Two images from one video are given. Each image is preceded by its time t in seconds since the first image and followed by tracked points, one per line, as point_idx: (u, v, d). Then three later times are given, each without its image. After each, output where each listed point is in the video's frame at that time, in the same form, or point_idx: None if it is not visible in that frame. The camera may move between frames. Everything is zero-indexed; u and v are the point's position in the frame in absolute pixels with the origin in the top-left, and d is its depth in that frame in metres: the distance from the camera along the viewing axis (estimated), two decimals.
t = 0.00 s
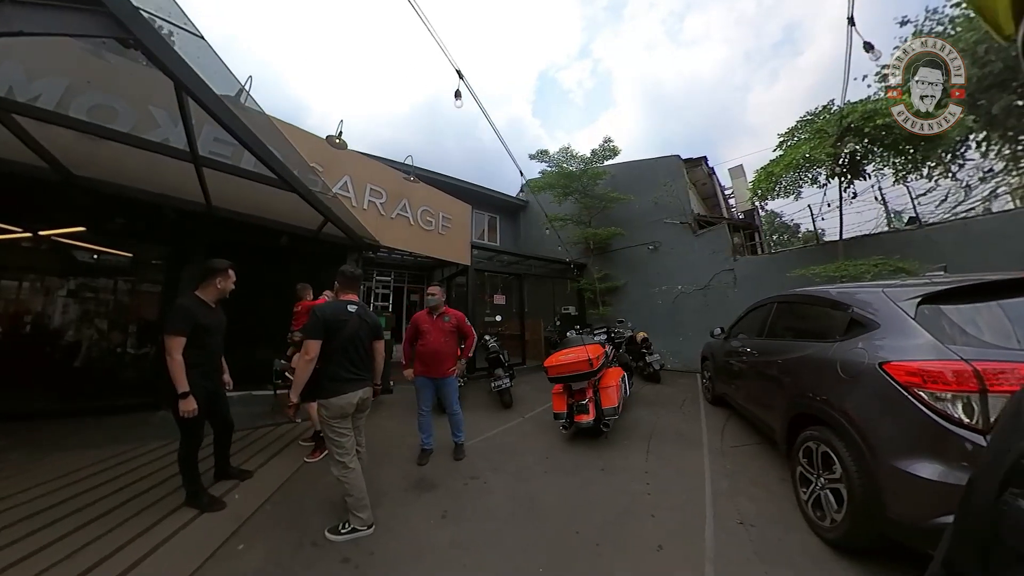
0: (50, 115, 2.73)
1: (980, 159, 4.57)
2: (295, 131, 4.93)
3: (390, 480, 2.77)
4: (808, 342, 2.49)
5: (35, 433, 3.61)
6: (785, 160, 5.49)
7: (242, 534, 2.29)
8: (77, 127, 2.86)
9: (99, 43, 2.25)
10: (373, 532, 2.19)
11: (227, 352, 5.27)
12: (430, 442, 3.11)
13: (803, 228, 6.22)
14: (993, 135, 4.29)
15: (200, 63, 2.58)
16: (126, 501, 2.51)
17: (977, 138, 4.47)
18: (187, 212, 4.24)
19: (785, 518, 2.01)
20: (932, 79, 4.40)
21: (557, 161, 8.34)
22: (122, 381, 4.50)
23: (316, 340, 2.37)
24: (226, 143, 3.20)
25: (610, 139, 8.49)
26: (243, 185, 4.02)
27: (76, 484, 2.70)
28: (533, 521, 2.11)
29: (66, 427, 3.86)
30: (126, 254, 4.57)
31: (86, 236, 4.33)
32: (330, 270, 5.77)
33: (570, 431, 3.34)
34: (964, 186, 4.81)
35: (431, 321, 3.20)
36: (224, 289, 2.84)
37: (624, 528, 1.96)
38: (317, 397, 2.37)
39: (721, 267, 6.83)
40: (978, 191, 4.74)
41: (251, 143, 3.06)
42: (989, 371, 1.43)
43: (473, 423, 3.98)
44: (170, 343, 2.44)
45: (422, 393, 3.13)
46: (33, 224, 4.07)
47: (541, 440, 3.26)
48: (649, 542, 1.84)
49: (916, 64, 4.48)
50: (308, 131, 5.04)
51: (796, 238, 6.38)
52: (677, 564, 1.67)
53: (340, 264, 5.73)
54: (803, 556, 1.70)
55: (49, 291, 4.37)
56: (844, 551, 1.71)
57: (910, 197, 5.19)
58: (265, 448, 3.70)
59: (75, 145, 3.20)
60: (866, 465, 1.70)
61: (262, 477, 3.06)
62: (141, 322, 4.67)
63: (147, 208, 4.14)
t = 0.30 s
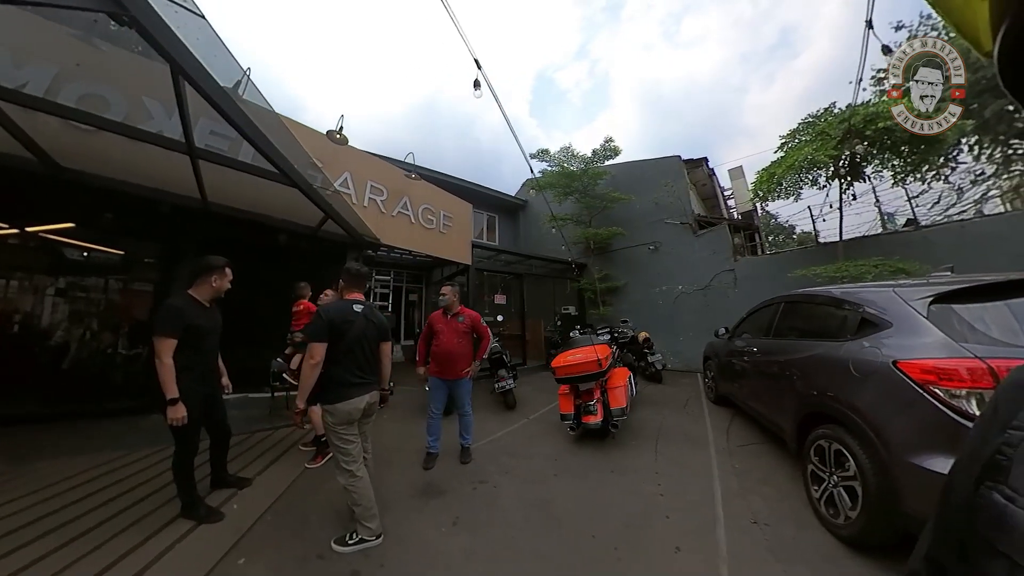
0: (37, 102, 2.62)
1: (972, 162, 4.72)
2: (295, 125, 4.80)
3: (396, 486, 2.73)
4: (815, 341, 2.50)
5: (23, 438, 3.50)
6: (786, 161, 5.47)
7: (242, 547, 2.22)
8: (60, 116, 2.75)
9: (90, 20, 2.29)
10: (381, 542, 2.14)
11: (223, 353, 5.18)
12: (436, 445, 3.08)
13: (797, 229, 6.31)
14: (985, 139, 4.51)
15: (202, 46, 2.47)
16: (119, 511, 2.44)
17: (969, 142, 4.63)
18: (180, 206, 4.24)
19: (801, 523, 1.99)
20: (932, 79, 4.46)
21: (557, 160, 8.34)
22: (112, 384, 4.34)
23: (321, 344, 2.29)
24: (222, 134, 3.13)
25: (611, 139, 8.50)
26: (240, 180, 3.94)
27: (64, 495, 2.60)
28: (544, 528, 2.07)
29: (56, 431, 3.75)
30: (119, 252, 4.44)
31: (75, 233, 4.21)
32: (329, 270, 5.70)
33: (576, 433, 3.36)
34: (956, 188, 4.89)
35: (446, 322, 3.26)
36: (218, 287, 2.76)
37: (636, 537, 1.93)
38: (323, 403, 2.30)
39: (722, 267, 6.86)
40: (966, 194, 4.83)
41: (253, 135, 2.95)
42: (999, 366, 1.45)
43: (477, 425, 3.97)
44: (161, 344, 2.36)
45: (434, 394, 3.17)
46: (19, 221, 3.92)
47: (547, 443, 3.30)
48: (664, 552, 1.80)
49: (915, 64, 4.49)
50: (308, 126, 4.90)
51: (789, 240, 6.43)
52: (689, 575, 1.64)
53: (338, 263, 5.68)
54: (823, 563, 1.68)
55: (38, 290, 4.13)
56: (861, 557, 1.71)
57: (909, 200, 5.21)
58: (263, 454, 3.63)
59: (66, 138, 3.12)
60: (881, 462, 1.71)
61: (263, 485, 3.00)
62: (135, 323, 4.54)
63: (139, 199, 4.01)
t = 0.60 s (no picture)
0: (23, 87, 2.48)
1: (961, 166, 4.80)
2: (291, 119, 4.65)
3: (396, 489, 2.68)
4: (815, 339, 2.51)
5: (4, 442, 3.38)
6: (785, 162, 5.50)
7: (236, 559, 2.16)
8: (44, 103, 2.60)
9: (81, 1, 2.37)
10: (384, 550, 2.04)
11: (216, 355, 5.08)
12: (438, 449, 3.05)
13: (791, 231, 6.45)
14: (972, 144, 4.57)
15: (200, 32, 2.41)
16: (107, 521, 2.36)
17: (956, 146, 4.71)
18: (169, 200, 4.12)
19: (810, 527, 1.97)
20: (932, 79, 4.52)
21: (556, 159, 8.36)
22: (96, 387, 4.19)
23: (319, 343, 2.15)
24: (215, 128, 3.12)
25: (609, 139, 8.54)
26: (236, 173, 3.87)
27: (45, 504, 2.48)
28: (550, 534, 2.03)
29: (39, 434, 3.62)
30: (107, 249, 4.27)
31: (59, 228, 4.06)
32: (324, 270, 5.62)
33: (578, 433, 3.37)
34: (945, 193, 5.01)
35: (454, 322, 3.28)
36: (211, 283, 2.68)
37: (646, 544, 1.88)
38: (322, 405, 2.18)
39: (720, 268, 6.91)
40: (956, 197, 4.93)
41: (250, 124, 2.86)
42: (1004, 361, 1.46)
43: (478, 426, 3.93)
44: (148, 344, 2.25)
45: (440, 394, 3.17)
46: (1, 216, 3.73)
47: (549, 443, 3.30)
48: (678, 561, 1.74)
49: (916, 64, 4.60)
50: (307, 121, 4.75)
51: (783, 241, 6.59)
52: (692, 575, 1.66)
53: (335, 262, 5.66)
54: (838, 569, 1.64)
55: (22, 288, 3.94)
56: (870, 562, 1.69)
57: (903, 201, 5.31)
58: (257, 459, 3.55)
59: (52, 127, 3.04)
60: (888, 458, 1.72)
61: (257, 492, 2.93)
62: (122, 322, 4.38)
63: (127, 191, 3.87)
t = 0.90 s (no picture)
0: (9, 72, 2.44)
1: (948, 171, 5.40)
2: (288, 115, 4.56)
3: (400, 492, 2.68)
4: (812, 339, 2.57)
5: None
6: (781, 166, 5.59)
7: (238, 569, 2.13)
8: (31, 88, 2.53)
9: None
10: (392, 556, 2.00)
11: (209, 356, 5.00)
12: (441, 450, 3.10)
13: (781, 233, 6.63)
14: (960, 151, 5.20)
15: (203, 21, 2.38)
16: (98, 532, 2.30)
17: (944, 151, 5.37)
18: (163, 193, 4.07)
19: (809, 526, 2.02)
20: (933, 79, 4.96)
21: (554, 160, 8.42)
22: (83, 390, 4.13)
23: (322, 344, 2.07)
24: (211, 121, 3.06)
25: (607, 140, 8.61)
26: (232, 168, 3.81)
27: (36, 514, 2.44)
28: (557, 537, 2.04)
29: (23, 440, 3.51)
30: (93, 246, 4.18)
31: (44, 224, 3.95)
32: (322, 270, 5.57)
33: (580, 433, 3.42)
34: (929, 199, 5.57)
35: (462, 322, 3.32)
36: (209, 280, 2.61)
37: (653, 550, 1.88)
38: (327, 409, 2.11)
39: (716, 269, 7.01)
40: (942, 201, 5.48)
41: (250, 117, 2.84)
42: (995, 359, 1.51)
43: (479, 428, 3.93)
44: (144, 347, 2.18)
45: (442, 395, 3.21)
46: None
47: (552, 443, 3.37)
48: (688, 569, 1.73)
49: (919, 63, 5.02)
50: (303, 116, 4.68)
51: (774, 241, 6.82)
52: None
53: (331, 261, 5.62)
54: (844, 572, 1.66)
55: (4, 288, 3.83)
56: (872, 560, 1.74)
57: (893, 205, 5.59)
58: (253, 466, 3.47)
59: (44, 116, 2.95)
60: (887, 452, 1.77)
61: (258, 498, 2.90)
62: (109, 322, 4.28)
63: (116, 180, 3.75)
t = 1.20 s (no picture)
0: None
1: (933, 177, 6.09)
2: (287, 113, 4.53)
3: (407, 493, 2.70)
4: (807, 339, 2.67)
5: None
6: (775, 171, 5.73)
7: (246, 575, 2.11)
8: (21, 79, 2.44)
9: None
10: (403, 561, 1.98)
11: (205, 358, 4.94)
12: (445, 444, 3.30)
13: (773, 235, 6.95)
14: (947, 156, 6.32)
15: (207, 11, 2.38)
16: (92, 547, 2.13)
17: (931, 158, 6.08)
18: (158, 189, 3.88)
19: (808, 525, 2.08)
20: (933, 79, 5.50)
21: (551, 161, 8.48)
22: (67, 392, 4.02)
23: (337, 351, 2.11)
24: (208, 116, 3.09)
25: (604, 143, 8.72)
26: (230, 164, 3.74)
27: (30, 525, 2.31)
28: (566, 539, 2.07)
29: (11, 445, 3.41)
30: (80, 244, 4.11)
31: (30, 222, 3.83)
32: (321, 271, 5.55)
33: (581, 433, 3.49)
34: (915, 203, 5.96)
35: (466, 323, 3.35)
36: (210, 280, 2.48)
37: (688, 563, 1.80)
38: (339, 414, 2.12)
39: (711, 271, 7.14)
40: (928, 206, 5.91)
41: (254, 113, 2.78)
42: (979, 358, 1.61)
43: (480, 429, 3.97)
44: (144, 352, 2.01)
45: (445, 394, 3.24)
46: None
47: (556, 443, 3.43)
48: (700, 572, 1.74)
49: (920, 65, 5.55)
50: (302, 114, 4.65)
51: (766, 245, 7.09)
52: None
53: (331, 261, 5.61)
54: None
55: None
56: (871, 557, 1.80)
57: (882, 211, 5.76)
58: (252, 472, 3.34)
59: (37, 110, 2.89)
60: (880, 447, 1.87)
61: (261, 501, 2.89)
62: (96, 322, 4.18)
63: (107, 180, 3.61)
